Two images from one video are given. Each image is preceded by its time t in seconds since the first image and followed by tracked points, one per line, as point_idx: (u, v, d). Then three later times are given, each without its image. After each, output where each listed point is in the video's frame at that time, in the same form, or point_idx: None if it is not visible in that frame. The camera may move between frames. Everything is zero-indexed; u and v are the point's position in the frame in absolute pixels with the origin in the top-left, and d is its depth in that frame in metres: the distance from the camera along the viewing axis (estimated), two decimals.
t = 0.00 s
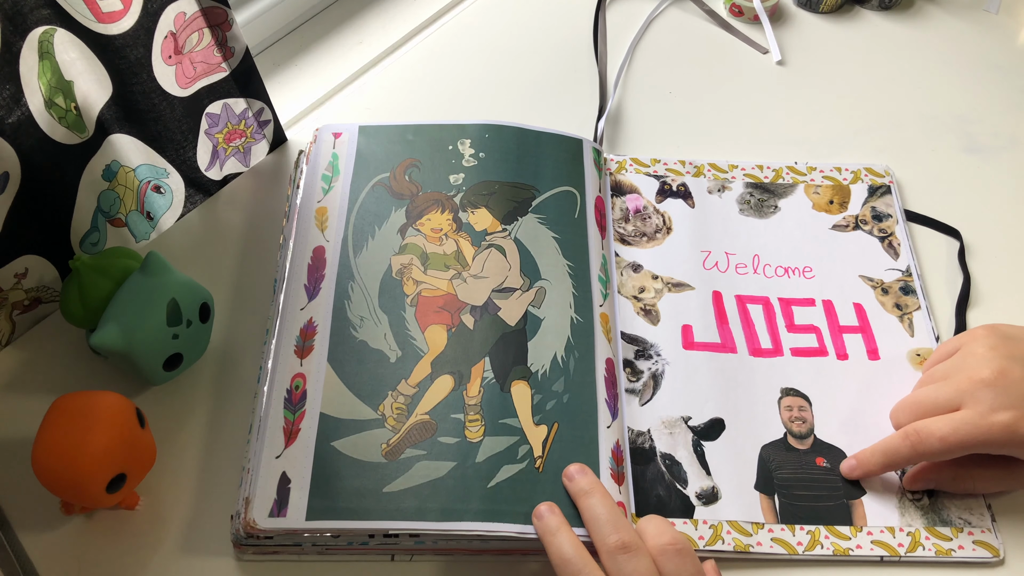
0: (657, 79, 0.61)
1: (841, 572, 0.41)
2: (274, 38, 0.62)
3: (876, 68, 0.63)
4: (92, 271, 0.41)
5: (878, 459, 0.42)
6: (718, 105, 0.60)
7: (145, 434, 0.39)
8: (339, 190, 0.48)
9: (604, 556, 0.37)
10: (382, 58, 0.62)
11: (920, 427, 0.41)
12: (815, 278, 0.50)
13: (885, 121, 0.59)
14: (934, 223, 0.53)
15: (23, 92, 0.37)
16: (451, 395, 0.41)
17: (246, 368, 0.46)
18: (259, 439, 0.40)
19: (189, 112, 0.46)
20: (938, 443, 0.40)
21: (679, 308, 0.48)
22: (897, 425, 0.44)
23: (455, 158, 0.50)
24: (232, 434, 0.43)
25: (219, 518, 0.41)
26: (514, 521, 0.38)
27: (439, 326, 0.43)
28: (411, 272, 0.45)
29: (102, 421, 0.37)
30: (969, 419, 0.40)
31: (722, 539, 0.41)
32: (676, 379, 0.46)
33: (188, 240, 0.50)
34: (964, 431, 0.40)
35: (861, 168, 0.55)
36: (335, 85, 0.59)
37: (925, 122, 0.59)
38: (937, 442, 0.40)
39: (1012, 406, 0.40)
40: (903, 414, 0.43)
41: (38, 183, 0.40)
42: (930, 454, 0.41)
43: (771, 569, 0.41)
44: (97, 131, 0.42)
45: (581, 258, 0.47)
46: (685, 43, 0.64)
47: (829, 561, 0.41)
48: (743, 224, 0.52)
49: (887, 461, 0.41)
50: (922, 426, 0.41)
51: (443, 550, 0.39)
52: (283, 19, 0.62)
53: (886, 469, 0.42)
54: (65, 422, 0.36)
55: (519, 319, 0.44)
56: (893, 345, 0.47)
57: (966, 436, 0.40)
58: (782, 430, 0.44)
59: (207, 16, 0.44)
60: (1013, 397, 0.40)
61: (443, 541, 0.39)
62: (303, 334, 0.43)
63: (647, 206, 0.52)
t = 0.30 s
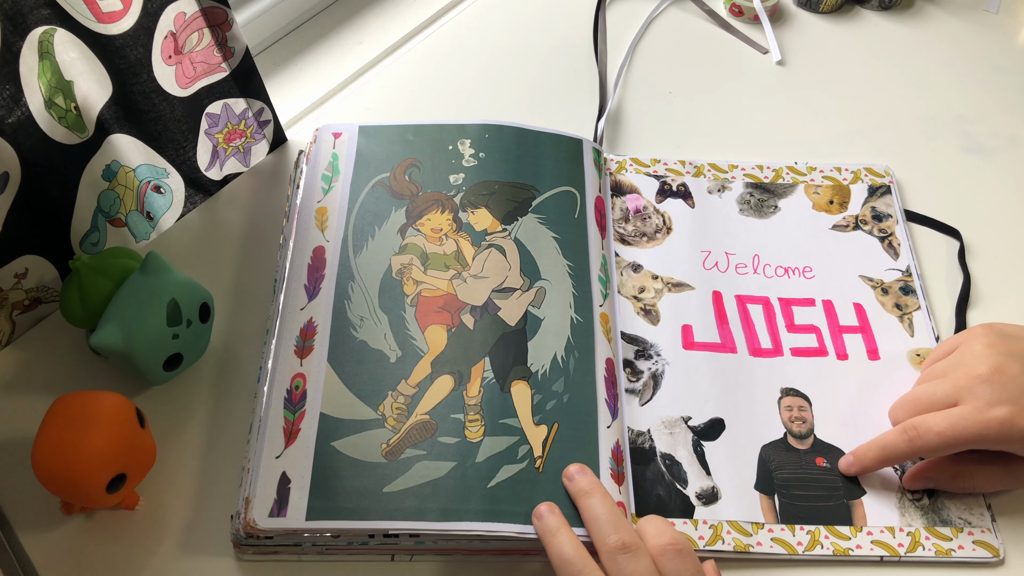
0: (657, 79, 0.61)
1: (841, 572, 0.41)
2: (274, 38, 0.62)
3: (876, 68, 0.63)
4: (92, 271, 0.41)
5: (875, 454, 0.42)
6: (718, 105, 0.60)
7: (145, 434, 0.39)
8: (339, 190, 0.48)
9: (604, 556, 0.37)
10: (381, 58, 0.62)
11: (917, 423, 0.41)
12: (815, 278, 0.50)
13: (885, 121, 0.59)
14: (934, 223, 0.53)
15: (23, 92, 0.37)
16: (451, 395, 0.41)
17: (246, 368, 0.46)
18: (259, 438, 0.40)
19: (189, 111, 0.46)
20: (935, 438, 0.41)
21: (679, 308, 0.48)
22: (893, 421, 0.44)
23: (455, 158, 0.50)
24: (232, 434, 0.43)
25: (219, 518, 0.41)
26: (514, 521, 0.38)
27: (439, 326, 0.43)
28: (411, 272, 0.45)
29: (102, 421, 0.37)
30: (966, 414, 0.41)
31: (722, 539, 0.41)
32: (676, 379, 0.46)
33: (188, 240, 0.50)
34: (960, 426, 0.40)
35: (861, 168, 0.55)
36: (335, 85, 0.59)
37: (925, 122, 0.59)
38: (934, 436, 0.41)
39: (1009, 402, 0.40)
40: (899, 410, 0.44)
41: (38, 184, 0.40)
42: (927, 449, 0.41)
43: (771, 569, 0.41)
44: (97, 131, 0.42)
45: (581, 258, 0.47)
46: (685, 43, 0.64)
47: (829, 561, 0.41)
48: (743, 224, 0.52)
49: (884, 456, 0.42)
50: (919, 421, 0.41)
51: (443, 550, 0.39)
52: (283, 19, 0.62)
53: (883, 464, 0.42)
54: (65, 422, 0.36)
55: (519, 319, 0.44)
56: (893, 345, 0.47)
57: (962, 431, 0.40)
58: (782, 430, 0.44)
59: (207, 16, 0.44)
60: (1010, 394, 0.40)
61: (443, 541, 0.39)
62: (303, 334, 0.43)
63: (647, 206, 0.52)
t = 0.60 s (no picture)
0: (657, 79, 0.61)
1: (841, 572, 0.41)
2: (274, 38, 0.62)
3: (876, 68, 0.63)
4: (92, 271, 0.41)
5: (874, 454, 0.42)
6: (718, 105, 0.60)
7: (145, 434, 0.39)
8: (339, 190, 0.48)
9: (604, 556, 0.37)
10: (382, 58, 0.62)
11: (916, 422, 0.41)
12: (816, 278, 0.50)
13: (886, 121, 0.59)
14: (934, 223, 0.53)
15: (23, 92, 0.37)
16: (451, 395, 0.41)
17: (246, 368, 0.46)
18: (259, 439, 0.40)
19: (189, 111, 0.46)
20: (934, 438, 0.41)
21: (679, 308, 0.48)
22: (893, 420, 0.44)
23: (455, 158, 0.50)
24: (232, 434, 0.43)
25: (219, 517, 0.41)
26: (514, 521, 0.38)
27: (439, 326, 0.43)
28: (410, 272, 0.45)
29: (102, 421, 0.37)
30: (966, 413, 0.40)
31: (722, 540, 0.41)
32: (676, 380, 0.46)
33: (188, 239, 0.50)
34: (960, 425, 0.40)
35: (861, 168, 0.55)
36: (335, 85, 0.59)
37: (925, 122, 0.59)
38: (933, 436, 0.41)
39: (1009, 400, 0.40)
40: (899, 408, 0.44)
41: (38, 184, 0.40)
42: (926, 448, 0.41)
43: (771, 569, 0.41)
44: (97, 131, 0.42)
45: (581, 258, 0.47)
46: (685, 43, 0.64)
47: (828, 561, 0.41)
48: (743, 224, 0.52)
49: (883, 456, 0.42)
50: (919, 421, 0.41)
51: (443, 550, 0.39)
52: (283, 19, 0.62)
53: (883, 464, 0.42)
54: (64, 422, 0.36)
55: (519, 319, 0.44)
56: (894, 345, 0.47)
57: (962, 430, 0.40)
58: (782, 430, 0.44)
59: (207, 16, 0.44)
60: (1010, 392, 0.40)
61: (443, 541, 0.39)
62: (303, 334, 0.43)
63: (647, 206, 0.52)
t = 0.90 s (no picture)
0: (657, 79, 0.61)
1: (841, 571, 0.41)
2: (274, 38, 0.62)
3: (876, 68, 0.63)
4: (92, 271, 0.41)
5: (904, 453, 0.41)
6: (718, 105, 0.60)
7: (145, 435, 0.39)
8: (339, 190, 0.48)
9: (605, 556, 0.37)
10: (381, 58, 0.62)
11: (946, 422, 0.40)
12: (816, 278, 0.50)
13: (886, 121, 0.59)
14: (934, 223, 0.53)
15: (23, 92, 0.37)
16: (451, 395, 0.41)
17: (245, 368, 0.46)
18: (259, 439, 0.40)
19: (189, 112, 0.46)
20: (964, 437, 0.39)
21: (679, 308, 0.48)
22: (922, 411, 0.44)
23: (455, 158, 0.50)
24: (232, 434, 0.43)
25: (219, 517, 0.41)
26: (514, 521, 0.38)
27: (439, 326, 0.43)
28: (411, 272, 0.45)
29: (102, 421, 0.37)
30: (994, 411, 0.39)
31: (722, 539, 0.41)
32: (676, 380, 0.46)
33: (188, 239, 0.50)
34: (992, 425, 0.39)
35: (861, 168, 0.55)
36: (335, 85, 0.59)
37: (925, 122, 0.59)
38: (963, 435, 0.39)
39: None
40: (928, 399, 0.43)
41: (37, 184, 0.40)
42: (956, 448, 0.40)
43: (771, 569, 0.41)
44: (97, 131, 0.42)
45: (581, 258, 0.47)
46: (685, 43, 0.64)
47: (829, 561, 0.41)
48: (743, 224, 0.52)
49: (913, 456, 0.41)
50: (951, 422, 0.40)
51: (443, 550, 0.39)
52: (283, 19, 0.62)
53: (914, 464, 0.41)
54: (65, 422, 0.36)
55: (519, 319, 0.44)
56: (894, 345, 0.47)
57: (995, 429, 0.38)
58: (782, 430, 0.44)
59: (207, 16, 0.44)
60: None
61: (443, 541, 0.39)
62: (303, 334, 0.43)
63: (647, 206, 0.52)
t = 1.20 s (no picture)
0: (656, 79, 0.61)
1: (841, 571, 0.41)
2: (274, 38, 0.62)
3: (876, 68, 0.63)
4: (92, 271, 0.41)
5: (879, 507, 0.39)
6: (717, 105, 0.60)
7: (145, 435, 0.39)
8: (339, 190, 0.48)
9: (605, 556, 0.37)
10: (382, 58, 0.62)
11: (918, 470, 0.37)
12: (815, 278, 0.50)
13: (886, 121, 0.59)
14: (934, 223, 0.53)
15: (23, 92, 0.37)
16: (451, 395, 0.41)
17: (246, 367, 0.46)
18: (259, 439, 0.40)
19: (189, 112, 0.46)
20: (935, 486, 0.36)
21: (679, 308, 0.48)
22: (888, 448, 0.38)
23: (455, 158, 0.50)
24: (232, 434, 0.43)
25: (219, 517, 0.41)
26: (514, 521, 0.38)
27: (439, 326, 0.43)
28: (410, 272, 0.45)
29: (102, 421, 0.37)
30: (968, 457, 0.35)
31: (722, 539, 0.41)
32: (676, 380, 0.46)
33: (188, 239, 0.50)
34: (962, 474, 0.35)
35: (861, 168, 0.55)
36: (335, 85, 0.59)
37: (925, 123, 0.59)
38: (934, 485, 0.36)
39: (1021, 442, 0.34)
40: (895, 434, 0.38)
41: (38, 184, 0.40)
42: (929, 499, 0.37)
43: (771, 568, 0.41)
44: (97, 131, 0.42)
45: (581, 258, 0.47)
46: (685, 43, 0.64)
47: (829, 561, 0.41)
48: (743, 224, 0.52)
49: (887, 509, 0.38)
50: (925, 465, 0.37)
51: (444, 550, 0.39)
52: (283, 19, 0.62)
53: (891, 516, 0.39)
54: (65, 422, 0.36)
55: (519, 319, 0.44)
56: (894, 345, 0.47)
57: (965, 479, 0.35)
58: (782, 430, 0.44)
59: (207, 16, 0.44)
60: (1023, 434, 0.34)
61: (443, 541, 0.39)
62: (303, 334, 0.43)
63: (647, 206, 0.52)
